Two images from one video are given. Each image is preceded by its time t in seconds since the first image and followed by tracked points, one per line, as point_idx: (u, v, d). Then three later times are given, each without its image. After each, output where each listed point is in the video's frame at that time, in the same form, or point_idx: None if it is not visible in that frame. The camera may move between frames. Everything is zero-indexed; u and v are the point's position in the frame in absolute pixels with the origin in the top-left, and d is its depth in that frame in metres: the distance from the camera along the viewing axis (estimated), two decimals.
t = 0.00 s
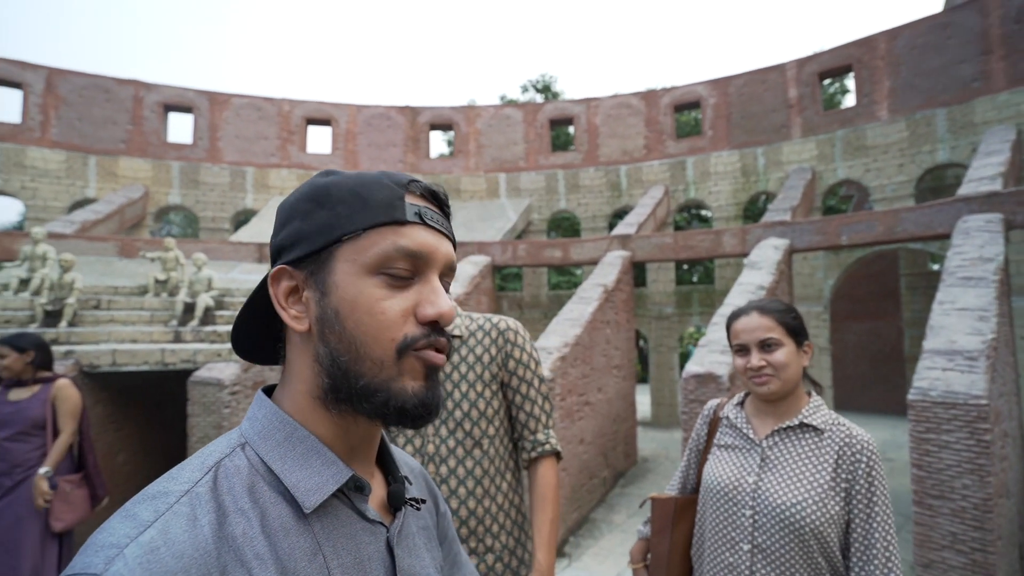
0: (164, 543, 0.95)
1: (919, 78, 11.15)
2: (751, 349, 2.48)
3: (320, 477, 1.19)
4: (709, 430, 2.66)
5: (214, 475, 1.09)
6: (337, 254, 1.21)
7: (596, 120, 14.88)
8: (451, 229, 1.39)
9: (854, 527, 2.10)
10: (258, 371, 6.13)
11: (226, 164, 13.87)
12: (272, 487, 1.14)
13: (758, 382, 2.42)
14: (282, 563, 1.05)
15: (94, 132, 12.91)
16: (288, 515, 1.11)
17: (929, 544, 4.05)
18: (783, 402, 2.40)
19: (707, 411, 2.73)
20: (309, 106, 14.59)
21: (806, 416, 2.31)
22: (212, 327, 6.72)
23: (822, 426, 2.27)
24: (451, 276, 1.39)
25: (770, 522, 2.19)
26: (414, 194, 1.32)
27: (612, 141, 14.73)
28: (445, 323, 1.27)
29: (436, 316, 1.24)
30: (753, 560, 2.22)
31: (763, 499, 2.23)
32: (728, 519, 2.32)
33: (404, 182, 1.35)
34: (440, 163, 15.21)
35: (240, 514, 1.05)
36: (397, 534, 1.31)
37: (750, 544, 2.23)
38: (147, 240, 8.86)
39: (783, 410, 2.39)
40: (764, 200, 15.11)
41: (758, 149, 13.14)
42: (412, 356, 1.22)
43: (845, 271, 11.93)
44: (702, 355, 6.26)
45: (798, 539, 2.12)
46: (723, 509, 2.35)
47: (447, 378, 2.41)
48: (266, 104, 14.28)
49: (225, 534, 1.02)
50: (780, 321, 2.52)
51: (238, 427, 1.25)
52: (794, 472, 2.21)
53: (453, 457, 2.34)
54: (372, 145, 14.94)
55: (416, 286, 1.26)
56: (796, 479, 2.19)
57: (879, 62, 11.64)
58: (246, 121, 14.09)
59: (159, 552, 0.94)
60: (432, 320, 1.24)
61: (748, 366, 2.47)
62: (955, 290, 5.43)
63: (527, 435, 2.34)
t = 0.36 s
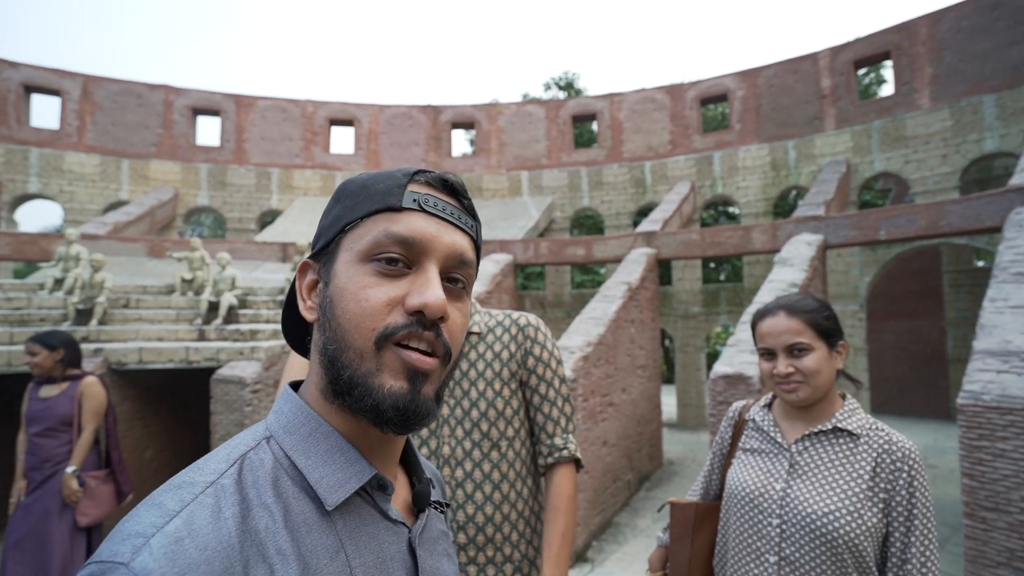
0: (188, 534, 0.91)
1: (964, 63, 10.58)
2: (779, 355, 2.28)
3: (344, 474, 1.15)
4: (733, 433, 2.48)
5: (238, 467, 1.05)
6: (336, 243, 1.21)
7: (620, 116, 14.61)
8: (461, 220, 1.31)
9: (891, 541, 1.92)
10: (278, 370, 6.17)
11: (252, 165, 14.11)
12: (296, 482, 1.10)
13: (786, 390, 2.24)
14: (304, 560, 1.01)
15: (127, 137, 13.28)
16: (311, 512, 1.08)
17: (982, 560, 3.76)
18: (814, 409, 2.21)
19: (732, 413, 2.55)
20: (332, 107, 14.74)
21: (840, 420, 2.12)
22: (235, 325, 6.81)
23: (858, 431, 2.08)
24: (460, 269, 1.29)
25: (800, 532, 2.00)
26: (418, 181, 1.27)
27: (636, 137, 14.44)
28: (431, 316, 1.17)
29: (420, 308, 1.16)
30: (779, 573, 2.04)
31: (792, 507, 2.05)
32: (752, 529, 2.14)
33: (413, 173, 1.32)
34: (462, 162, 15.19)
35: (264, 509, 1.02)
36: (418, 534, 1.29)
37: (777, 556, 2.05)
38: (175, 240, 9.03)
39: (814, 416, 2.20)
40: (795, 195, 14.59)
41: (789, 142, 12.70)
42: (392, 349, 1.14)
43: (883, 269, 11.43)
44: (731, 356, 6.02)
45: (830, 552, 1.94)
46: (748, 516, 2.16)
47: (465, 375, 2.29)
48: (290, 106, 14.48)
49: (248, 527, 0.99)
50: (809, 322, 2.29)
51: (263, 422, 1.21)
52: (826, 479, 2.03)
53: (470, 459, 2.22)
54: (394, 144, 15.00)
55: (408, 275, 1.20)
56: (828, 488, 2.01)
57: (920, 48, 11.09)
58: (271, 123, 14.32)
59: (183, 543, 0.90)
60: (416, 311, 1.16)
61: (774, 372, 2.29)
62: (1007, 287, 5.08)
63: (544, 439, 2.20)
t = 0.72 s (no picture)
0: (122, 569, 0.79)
1: (1007, 48, 10.05)
2: (814, 356, 2.07)
3: (309, 494, 1.02)
4: (752, 448, 2.21)
5: (188, 489, 0.92)
6: (306, 243, 1.07)
7: (640, 111, 14.32)
8: (446, 220, 1.17)
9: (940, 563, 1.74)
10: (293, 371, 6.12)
11: (272, 167, 14.26)
12: (253, 505, 0.96)
13: (820, 394, 2.03)
14: None
15: (151, 140, 13.56)
16: (268, 539, 0.94)
17: None
18: (848, 417, 2.00)
19: (753, 421, 2.29)
20: (350, 108, 14.81)
21: (878, 430, 1.93)
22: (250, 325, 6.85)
23: (899, 441, 1.89)
24: (443, 273, 1.16)
25: (840, 556, 1.80)
26: (396, 176, 1.12)
27: (656, 132, 14.14)
28: (414, 326, 1.04)
29: (401, 317, 1.03)
30: None
31: (829, 529, 1.84)
32: (782, 552, 1.93)
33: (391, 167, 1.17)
34: (480, 161, 15.12)
35: (214, 536, 0.89)
36: (392, 556, 1.13)
37: None
38: (195, 241, 9.13)
39: (848, 424, 2.00)
40: (824, 190, 14.07)
41: (817, 135, 12.26)
42: (371, 361, 1.02)
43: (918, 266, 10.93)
44: (755, 358, 5.76)
45: None
46: (777, 539, 1.94)
47: (475, 379, 2.15)
48: (309, 108, 14.60)
49: (193, 559, 0.86)
50: (849, 322, 2.09)
51: (221, 437, 1.08)
52: (866, 495, 1.83)
53: (477, 470, 2.07)
54: (411, 144, 15.00)
55: (388, 280, 1.07)
56: (870, 506, 1.81)
57: (959, 33, 10.57)
58: (290, 125, 14.46)
59: None
60: (397, 320, 1.03)
61: (807, 374, 2.07)
62: None
63: (555, 453, 2.04)
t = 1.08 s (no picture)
0: (146, 562, 0.76)
1: None
2: (872, 358, 1.94)
3: (327, 489, 0.97)
4: (790, 463, 2.01)
5: (208, 484, 0.88)
6: (314, 248, 1.02)
7: (662, 107, 14.09)
8: (453, 221, 1.12)
9: None
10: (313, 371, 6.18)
11: (295, 169, 14.51)
12: (271, 500, 0.92)
13: (878, 401, 1.89)
14: None
15: (181, 146, 13.95)
16: (287, 534, 0.89)
17: None
18: (905, 427, 1.88)
19: (788, 430, 2.10)
20: (371, 110, 14.97)
21: (943, 442, 1.82)
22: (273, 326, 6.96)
23: (964, 453, 1.79)
24: (452, 273, 1.11)
25: None
26: (402, 180, 1.07)
27: (679, 129, 13.88)
28: (424, 325, 0.99)
29: (412, 317, 0.98)
30: None
31: (900, 553, 1.70)
32: None
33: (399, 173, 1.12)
34: (500, 160, 15.10)
35: (235, 531, 0.85)
36: (407, 551, 1.07)
37: None
38: (221, 243, 9.33)
39: (905, 438, 1.88)
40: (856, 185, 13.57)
41: (849, 128, 11.85)
42: (382, 362, 0.97)
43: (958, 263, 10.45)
44: (784, 359, 5.57)
45: None
46: (838, 564, 1.79)
47: (505, 383, 2.16)
48: (331, 110, 14.80)
49: (215, 552, 0.82)
50: (909, 325, 1.96)
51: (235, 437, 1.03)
52: (936, 512, 1.72)
53: (501, 477, 2.06)
54: (431, 145, 15.08)
55: (397, 280, 1.02)
56: (942, 524, 1.69)
57: (1002, 17, 10.06)
58: (313, 129, 14.70)
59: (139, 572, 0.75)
60: (407, 321, 0.98)
61: (864, 378, 1.93)
62: None
63: (581, 468, 1.97)
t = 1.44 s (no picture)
0: (209, 551, 0.81)
1: None
2: (969, 369, 1.82)
3: (371, 487, 1.01)
4: (877, 487, 1.91)
5: (261, 481, 0.93)
6: (400, 269, 1.06)
7: (696, 103, 13.78)
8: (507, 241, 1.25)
9: None
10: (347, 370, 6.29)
11: (331, 173, 14.87)
12: (320, 496, 0.96)
13: (980, 418, 1.78)
14: None
15: (224, 153, 14.51)
16: (334, 527, 0.94)
17: None
18: (1013, 447, 1.77)
19: (873, 450, 1.98)
20: (403, 113, 15.21)
21: None
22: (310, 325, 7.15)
23: None
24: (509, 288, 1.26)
25: None
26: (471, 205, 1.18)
27: (715, 124, 13.54)
28: (508, 336, 1.14)
29: (501, 330, 1.12)
30: None
31: None
32: None
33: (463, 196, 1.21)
34: (531, 160, 15.06)
35: (287, 523, 0.89)
36: (446, 547, 1.11)
37: None
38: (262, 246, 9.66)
39: (1015, 461, 1.77)
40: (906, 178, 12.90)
41: (898, 119, 11.30)
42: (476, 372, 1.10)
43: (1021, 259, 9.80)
44: (828, 361, 5.34)
45: None
46: None
47: (562, 387, 2.22)
48: (365, 115, 15.12)
49: (269, 543, 0.86)
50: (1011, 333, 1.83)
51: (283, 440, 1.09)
52: None
53: (555, 483, 2.09)
54: (463, 146, 15.20)
55: (480, 298, 1.13)
56: None
57: None
58: (348, 133, 15.05)
59: (204, 560, 0.80)
60: (497, 333, 1.12)
61: (963, 393, 1.81)
62: None
63: (638, 477, 2.00)
